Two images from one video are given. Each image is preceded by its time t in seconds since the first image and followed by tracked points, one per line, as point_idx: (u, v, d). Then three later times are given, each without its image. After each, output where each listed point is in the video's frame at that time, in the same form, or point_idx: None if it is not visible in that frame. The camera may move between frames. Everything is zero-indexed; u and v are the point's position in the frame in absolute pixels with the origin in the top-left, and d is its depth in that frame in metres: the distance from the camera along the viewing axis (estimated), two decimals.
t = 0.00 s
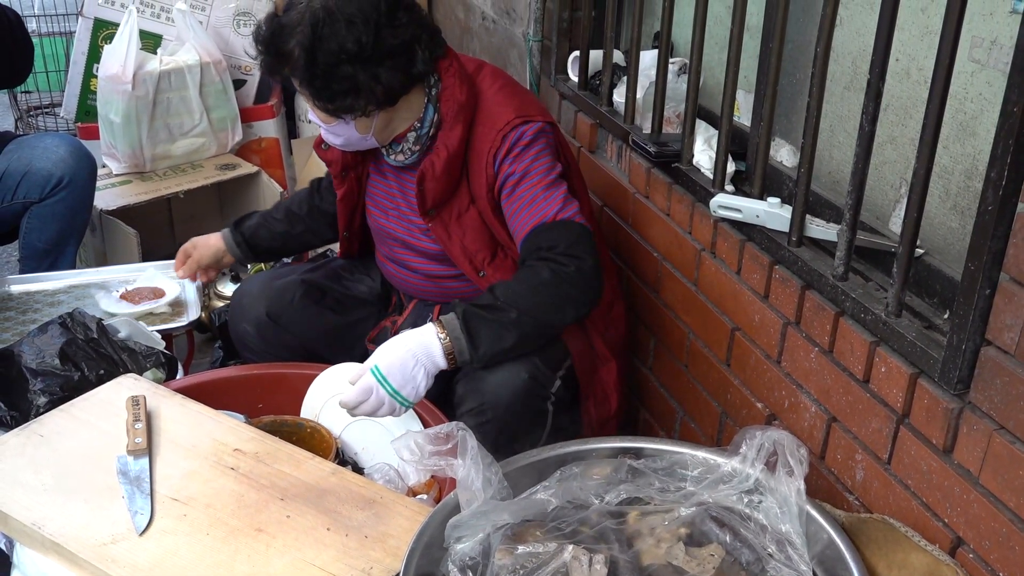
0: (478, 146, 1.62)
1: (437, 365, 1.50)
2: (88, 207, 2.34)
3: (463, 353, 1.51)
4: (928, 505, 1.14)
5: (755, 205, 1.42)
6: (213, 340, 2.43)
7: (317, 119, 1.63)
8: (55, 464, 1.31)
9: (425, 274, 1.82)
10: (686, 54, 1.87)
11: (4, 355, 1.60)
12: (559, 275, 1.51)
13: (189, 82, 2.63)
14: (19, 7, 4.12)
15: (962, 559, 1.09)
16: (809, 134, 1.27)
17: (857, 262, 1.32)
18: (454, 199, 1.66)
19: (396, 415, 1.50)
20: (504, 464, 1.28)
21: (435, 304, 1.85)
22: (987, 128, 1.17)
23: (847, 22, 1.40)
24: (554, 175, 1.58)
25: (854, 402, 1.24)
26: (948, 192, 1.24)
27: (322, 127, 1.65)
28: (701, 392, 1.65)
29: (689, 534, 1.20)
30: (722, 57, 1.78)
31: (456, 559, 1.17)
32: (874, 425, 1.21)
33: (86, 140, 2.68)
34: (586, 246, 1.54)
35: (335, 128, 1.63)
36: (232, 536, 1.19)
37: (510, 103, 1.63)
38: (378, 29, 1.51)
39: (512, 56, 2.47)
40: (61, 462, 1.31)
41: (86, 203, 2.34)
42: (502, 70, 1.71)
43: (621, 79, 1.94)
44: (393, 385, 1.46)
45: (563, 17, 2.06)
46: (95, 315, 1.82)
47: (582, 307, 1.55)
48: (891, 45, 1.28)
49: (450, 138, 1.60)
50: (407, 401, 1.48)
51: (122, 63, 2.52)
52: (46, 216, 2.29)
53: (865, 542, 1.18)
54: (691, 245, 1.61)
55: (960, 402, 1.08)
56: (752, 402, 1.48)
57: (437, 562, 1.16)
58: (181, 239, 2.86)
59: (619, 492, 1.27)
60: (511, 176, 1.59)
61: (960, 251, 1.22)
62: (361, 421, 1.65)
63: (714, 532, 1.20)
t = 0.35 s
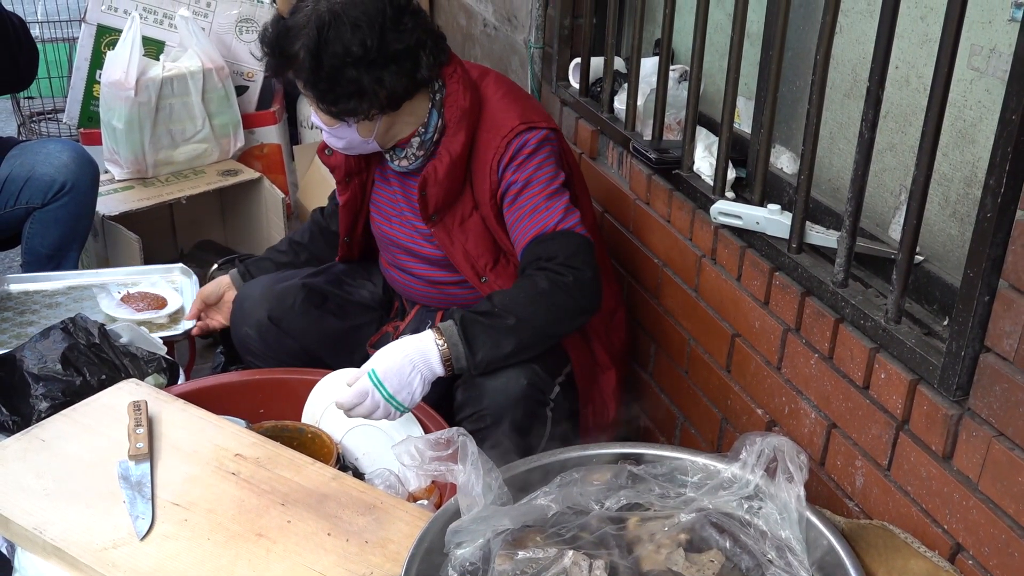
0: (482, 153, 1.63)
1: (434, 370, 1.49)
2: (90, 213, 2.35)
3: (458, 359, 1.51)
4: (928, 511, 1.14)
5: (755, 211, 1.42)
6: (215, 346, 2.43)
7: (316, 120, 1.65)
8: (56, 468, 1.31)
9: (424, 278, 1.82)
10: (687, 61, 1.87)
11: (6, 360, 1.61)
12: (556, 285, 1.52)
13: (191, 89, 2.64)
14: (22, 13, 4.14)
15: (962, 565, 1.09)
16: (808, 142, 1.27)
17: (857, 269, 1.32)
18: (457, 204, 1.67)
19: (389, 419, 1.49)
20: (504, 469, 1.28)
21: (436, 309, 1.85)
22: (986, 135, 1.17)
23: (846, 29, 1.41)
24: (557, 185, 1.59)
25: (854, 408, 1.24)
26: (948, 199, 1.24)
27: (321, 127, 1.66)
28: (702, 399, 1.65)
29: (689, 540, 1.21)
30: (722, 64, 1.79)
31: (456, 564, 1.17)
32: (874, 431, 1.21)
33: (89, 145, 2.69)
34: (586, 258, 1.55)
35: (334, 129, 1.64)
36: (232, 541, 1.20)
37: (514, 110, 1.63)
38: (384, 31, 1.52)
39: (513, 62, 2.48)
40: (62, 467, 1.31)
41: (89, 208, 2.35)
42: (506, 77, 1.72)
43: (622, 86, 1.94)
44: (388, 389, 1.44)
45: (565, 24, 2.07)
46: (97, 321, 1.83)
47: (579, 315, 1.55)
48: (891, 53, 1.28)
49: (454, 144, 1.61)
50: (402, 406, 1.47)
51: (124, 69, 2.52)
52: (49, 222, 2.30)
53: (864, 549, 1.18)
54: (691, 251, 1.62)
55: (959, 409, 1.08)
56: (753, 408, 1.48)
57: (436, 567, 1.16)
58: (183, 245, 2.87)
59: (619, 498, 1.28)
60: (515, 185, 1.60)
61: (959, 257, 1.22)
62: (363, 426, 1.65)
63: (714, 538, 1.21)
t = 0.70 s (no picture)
0: (490, 161, 1.64)
1: (448, 377, 1.51)
2: (92, 216, 2.36)
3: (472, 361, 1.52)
4: (926, 513, 1.14)
5: (754, 214, 1.43)
6: (215, 349, 2.44)
7: (353, 153, 1.61)
8: (57, 471, 1.31)
9: (426, 282, 1.82)
10: (686, 65, 1.88)
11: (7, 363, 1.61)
12: (568, 293, 1.52)
13: (192, 92, 2.64)
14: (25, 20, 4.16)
15: (960, 567, 1.09)
16: (806, 145, 1.28)
17: (855, 272, 1.33)
18: (464, 212, 1.67)
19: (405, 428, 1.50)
20: (503, 472, 1.29)
21: (437, 313, 1.85)
22: (984, 138, 1.17)
23: (844, 33, 1.41)
24: (565, 194, 1.60)
25: (852, 410, 1.25)
26: (945, 201, 1.24)
27: (356, 159, 1.63)
28: (701, 402, 1.66)
29: (688, 542, 1.21)
30: (722, 68, 1.79)
31: (455, 566, 1.18)
32: (872, 433, 1.21)
33: (90, 149, 2.70)
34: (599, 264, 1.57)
35: (377, 155, 1.61)
36: (232, 543, 1.20)
37: (522, 118, 1.64)
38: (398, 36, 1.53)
39: (513, 66, 2.49)
40: (62, 470, 1.31)
41: (90, 211, 2.35)
42: (512, 85, 1.72)
43: (622, 89, 1.95)
44: (403, 396, 1.46)
45: (565, 28, 2.07)
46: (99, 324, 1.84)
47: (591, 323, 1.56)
48: (889, 56, 1.28)
49: (463, 152, 1.61)
50: (418, 413, 1.48)
51: (126, 73, 2.54)
52: (49, 225, 2.30)
53: (863, 551, 1.18)
54: (690, 255, 1.62)
55: (957, 411, 1.08)
56: (751, 410, 1.49)
57: (436, 569, 1.17)
58: (185, 249, 2.89)
59: (617, 500, 1.28)
60: (523, 193, 1.61)
61: (957, 260, 1.22)
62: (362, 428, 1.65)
63: (713, 540, 1.21)
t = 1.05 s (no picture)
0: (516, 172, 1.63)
1: (474, 374, 1.49)
2: (93, 219, 2.37)
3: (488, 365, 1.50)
4: (922, 512, 1.14)
5: (751, 215, 1.43)
6: (215, 351, 2.44)
7: (404, 174, 1.59)
8: (57, 472, 1.32)
9: (435, 288, 1.81)
10: (683, 67, 1.88)
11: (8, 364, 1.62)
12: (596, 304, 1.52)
13: (193, 96, 2.65)
14: (26, 25, 4.17)
15: (956, 566, 1.10)
16: (803, 146, 1.29)
17: (851, 272, 1.33)
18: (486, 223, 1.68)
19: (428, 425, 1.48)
20: (502, 472, 1.29)
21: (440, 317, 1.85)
22: (978, 138, 1.18)
23: (840, 34, 1.42)
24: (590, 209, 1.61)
25: (848, 410, 1.25)
26: (941, 201, 1.25)
27: (404, 179, 1.61)
28: (700, 402, 1.66)
29: (685, 542, 1.22)
30: (719, 70, 1.80)
31: (454, 566, 1.18)
32: (869, 433, 1.22)
33: (91, 153, 2.71)
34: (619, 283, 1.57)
35: (428, 172, 1.59)
36: (231, 543, 1.20)
37: (550, 132, 1.65)
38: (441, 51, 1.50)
39: (512, 68, 2.50)
40: (62, 471, 1.32)
41: (91, 214, 2.36)
42: (536, 97, 1.73)
43: (620, 91, 1.96)
44: (430, 388, 1.45)
45: (563, 31, 2.08)
46: (99, 326, 1.84)
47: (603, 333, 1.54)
48: (884, 57, 1.29)
49: (490, 166, 1.62)
50: (446, 409, 1.47)
51: (127, 77, 2.54)
52: (50, 228, 2.31)
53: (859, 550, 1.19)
54: (689, 256, 1.63)
55: (953, 410, 1.09)
56: (750, 411, 1.49)
57: (434, 569, 1.17)
58: (185, 252, 2.90)
59: (615, 500, 1.28)
60: (548, 205, 1.61)
61: (953, 259, 1.23)
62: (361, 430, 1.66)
63: (711, 539, 1.22)
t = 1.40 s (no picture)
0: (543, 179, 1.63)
1: (473, 378, 1.50)
2: (95, 224, 2.38)
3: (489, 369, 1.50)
4: (918, 512, 1.15)
5: (748, 217, 1.44)
6: (216, 355, 2.45)
7: (432, 177, 1.54)
8: (58, 473, 1.32)
9: (439, 294, 1.80)
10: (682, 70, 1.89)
11: (10, 367, 1.63)
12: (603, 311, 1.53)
13: (194, 100, 2.66)
14: (31, 32, 4.20)
15: (953, 566, 1.10)
16: (799, 148, 1.29)
17: (848, 272, 1.34)
18: (510, 230, 1.66)
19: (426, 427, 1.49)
20: (500, 473, 1.30)
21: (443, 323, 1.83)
22: (973, 139, 1.18)
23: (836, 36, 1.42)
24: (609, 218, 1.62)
25: (846, 411, 1.25)
26: (937, 202, 1.25)
27: (431, 183, 1.56)
28: (699, 404, 1.66)
29: (682, 542, 1.22)
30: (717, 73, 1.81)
31: (451, 566, 1.18)
32: (865, 433, 1.22)
33: (93, 157, 2.72)
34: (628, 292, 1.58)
35: (457, 177, 1.55)
36: (231, 543, 1.21)
37: (577, 140, 1.65)
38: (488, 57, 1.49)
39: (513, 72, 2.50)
40: (62, 472, 1.33)
41: (93, 217, 2.37)
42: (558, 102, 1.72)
43: (619, 94, 1.97)
44: (424, 383, 1.47)
45: (563, 35, 2.09)
46: (100, 329, 1.85)
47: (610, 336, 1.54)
48: (880, 59, 1.29)
49: (521, 175, 1.61)
50: (441, 407, 1.48)
51: (128, 82, 2.54)
52: (52, 231, 2.32)
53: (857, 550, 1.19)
54: (687, 257, 1.64)
55: (949, 409, 1.09)
56: (748, 412, 1.50)
57: (433, 569, 1.18)
58: (186, 256, 2.90)
59: (613, 500, 1.29)
60: (571, 212, 1.61)
61: (949, 259, 1.23)
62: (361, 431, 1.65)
63: (708, 540, 1.22)
